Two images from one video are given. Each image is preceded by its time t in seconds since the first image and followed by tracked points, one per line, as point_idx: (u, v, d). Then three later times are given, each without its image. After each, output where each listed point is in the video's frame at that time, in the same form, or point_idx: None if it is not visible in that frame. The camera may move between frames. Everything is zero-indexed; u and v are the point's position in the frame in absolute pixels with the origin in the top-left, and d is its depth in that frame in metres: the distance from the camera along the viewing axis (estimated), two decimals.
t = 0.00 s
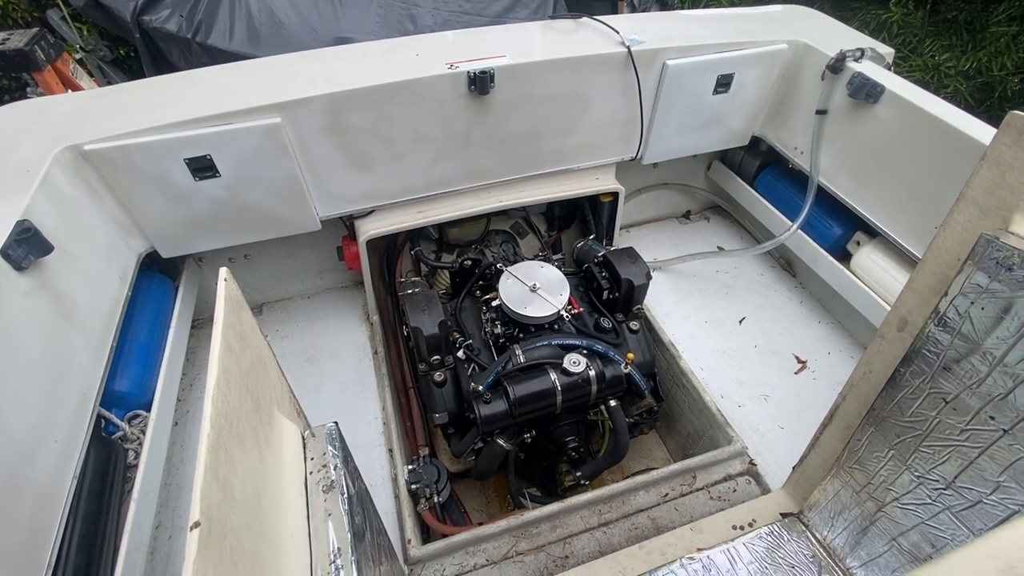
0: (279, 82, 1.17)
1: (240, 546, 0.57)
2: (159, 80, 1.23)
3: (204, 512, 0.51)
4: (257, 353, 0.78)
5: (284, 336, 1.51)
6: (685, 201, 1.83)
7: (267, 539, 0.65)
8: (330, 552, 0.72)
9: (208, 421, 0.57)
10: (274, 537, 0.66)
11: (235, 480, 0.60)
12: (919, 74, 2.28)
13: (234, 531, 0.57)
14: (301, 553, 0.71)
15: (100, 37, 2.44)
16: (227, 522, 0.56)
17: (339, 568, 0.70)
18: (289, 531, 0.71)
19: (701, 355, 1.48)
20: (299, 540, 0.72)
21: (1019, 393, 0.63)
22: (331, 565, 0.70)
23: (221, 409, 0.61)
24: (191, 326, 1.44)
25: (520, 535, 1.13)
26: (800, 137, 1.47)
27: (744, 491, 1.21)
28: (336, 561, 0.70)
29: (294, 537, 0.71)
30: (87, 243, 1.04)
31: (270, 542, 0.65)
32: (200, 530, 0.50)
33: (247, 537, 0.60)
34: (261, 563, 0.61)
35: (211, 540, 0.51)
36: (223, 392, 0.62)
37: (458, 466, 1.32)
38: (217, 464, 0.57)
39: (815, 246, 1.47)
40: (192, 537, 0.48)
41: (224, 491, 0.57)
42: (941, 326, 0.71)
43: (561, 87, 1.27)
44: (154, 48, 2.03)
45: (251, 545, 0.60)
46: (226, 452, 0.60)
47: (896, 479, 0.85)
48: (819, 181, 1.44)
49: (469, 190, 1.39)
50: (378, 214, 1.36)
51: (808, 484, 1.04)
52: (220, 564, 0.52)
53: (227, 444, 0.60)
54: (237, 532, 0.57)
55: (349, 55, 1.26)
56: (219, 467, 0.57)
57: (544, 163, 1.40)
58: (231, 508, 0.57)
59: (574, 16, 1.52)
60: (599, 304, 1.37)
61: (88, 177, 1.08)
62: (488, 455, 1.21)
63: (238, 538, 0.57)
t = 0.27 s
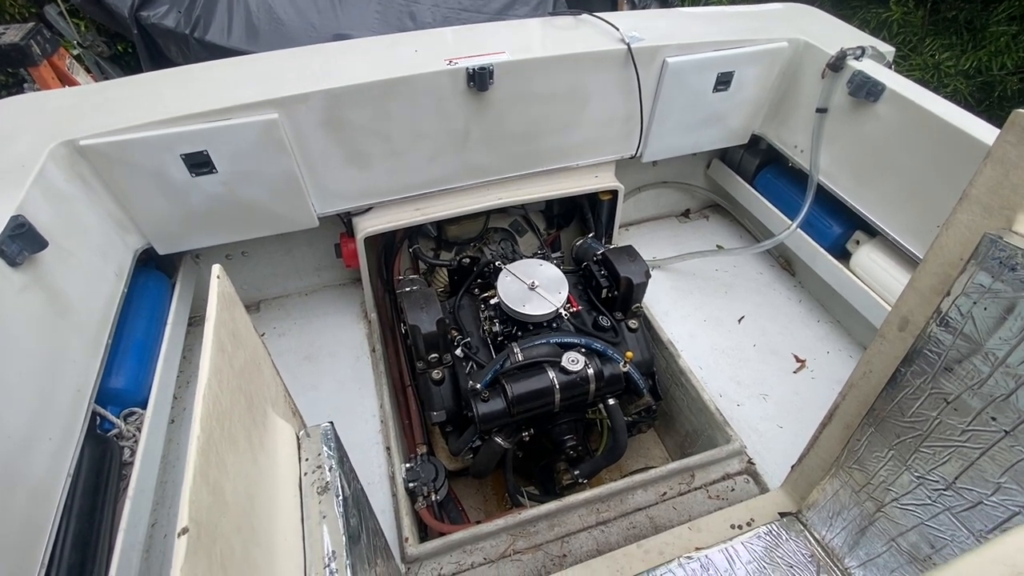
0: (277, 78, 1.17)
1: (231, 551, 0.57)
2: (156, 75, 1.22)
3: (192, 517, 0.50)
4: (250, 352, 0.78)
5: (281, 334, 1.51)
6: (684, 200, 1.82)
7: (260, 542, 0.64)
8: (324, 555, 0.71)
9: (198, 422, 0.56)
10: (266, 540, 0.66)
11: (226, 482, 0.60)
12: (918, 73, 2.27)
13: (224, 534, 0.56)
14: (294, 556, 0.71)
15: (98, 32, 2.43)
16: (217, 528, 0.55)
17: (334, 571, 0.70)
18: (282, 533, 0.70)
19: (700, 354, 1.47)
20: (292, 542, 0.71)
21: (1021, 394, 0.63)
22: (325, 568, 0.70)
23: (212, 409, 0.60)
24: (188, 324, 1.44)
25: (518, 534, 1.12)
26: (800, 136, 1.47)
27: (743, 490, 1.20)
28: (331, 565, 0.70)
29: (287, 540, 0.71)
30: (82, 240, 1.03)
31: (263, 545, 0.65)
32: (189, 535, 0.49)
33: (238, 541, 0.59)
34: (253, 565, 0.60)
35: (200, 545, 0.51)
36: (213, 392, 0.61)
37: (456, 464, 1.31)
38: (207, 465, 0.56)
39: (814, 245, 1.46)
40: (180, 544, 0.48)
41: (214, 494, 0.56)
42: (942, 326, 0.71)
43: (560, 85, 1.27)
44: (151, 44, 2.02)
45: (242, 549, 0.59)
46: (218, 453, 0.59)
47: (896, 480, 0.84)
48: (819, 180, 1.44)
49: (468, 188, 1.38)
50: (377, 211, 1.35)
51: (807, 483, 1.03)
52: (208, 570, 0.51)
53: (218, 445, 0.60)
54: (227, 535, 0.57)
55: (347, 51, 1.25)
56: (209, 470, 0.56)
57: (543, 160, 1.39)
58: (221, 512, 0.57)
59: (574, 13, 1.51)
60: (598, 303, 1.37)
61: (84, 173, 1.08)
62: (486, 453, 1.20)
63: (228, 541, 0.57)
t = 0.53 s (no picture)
0: (278, 77, 1.16)
1: (236, 550, 0.57)
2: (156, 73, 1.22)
3: (198, 516, 0.50)
4: (254, 351, 0.77)
5: (282, 333, 1.51)
6: (685, 200, 1.82)
7: (263, 541, 0.64)
8: (327, 555, 0.71)
9: (203, 421, 0.56)
10: (270, 539, 0.66)
11: (230, 482, 0.60)
12: (918, 74, 2.28)
13: (228, 534, 0.56)
14: (298, 554, 0.71)
15: (98, 30, 2.42)
16: (222, 527, 0.55)
17: (338, 571, 0.69)
18: (285, 533, 0.70)
19: (700, 354, 1.47)
20: (295, 542, 0.71)
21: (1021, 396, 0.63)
22: (328, 568, 0.70)
23: (216, 408, 0.60)
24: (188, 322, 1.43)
25: (518, 534, 1.13)
26: (801, 137, 1.47)
27: (743, 491, 1.20)
28: (334, 565, 0.70)
29: (291, 540, 0.71)
30: (82, 238, 1.03)
31: (266, 545, 0.65)
32: (195, 535, 0.49)
33: (243, 541, 0.59)
34: (256, 565, 0.60)
35: (206, 545, 0.51)
36: (218, 391, 0.61)
37: (456, 464, 1.32)
38: (212, 464, 0.56)
39: (815, 247, 1.46)
40: (187, 543, 0.48)
41: (218, 494, 0.56)
42: (943, 328, 0.71)
43: (562, 85, 1.27)
44: (151, 42, 2.02)
45: (246, 549, 0.59)
46: (222, 453, 0.59)
47: (896, 481, 0.85)
48: (820, 181, 1.44)
49: (469, 187, 1.38)
50: (377, 211, 1.35)
51: (807, 484, 1.03)
52: (214, 569, 0.51)
53: (222, 445, 0.60)
54: (231, 535, 0.57)
55: (348, 50, 1.25)
56: (214, 470, 0.56)
57: (544, 161, 1.39)
58: (225, 512, 0.57)
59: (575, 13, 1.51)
60: (598, 303, 1.37)
61: (84, 171, 1.08)
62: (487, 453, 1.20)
63: (233, 541, 0.57)
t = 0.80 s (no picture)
0: (279, 77, 1.16)
1: (236, 554, 0.56)
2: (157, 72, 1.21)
3: (198, 520, 0.50)
4: (254, 353, 0.77)
5: (281, 333, 1.50)
6: (685, 202, 1.82)
7: (263, 544, 0.64)
8: (327, 558, 0.71)
9: (204, 424, 0.56)
10: (269, 543, 0.66)
11: (231, 485, 0.60)
12: (920, 77, 2.28)
13: (228, 539, 0.56)
14: (298, 557, 0.70)
15: (98, 28, 2.41)
16: (222, 531, 0.55)
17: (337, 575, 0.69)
18: (285, 537, 0.70)
19: (700, 357, 1.47)
20: (295, 545, 0.71)
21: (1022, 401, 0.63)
22: (328, 572, 0.70)
23: (217, 411, 0.60)
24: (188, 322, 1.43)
25: (518, 536, 1.12)
26: (802, 140, 1.47)
27: (742, 494, 1.20)
28: (334, 569, 0.70)
29: (290, 544, 0.70)
30: (82, 238, 1.02)
31: (265, 548, 0.64)
32: (195, 539, 0.49)
33: (243, 544, 0.59)
34: (256, 568, 0.60)
35: (206, 549, 0.50)
36: (218, 393, 0.61)
37: (456, 466, 1.31)
38: (212, 467, 0.56)
39: (816, 250, 1.46)
40: (187, 547, 0.47)
41: (219, 498, 0.56)
42: (943, 332, 0.71)
43: (563, 86, 1.27)
44: (152, 40, 2.01)
45: (246, 552, 0.59)
46: (222, 456, 0.59)
47: (896, 485, 0.85)
48: (821, 184, 1.44)
49: (469, 189, 1.38)
50: (378, 212, 1.35)
51: (806, 488, 1.03)
52: (214, 573, 0.51)
53: (222, 448, 0.59)
54: (231, 539, 0.57)
55: (349, 51, 1.24)
56: (215, 473, 0.56)
57: (545, 162, 1.39)
58: (225, 516, 0.56)
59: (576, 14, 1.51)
60: (598, 305, 1.36)
61: (84, 170, 1.07)
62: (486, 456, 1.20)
63: (233, 545, 0.57)
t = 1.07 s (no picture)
0: (280, 77, 1.16)
1: (236, 554, 0.56)
2: (158, 71, 1.21)
3: (199, 521, 0.50)
4: (256, 353, 0.77)
5: (282, 333, 1.50)
6: (687, 204, 1.82)
7: (264, 545, 0.64)
8: (327, 559, 0.71)
9: (205, 423, 0.56)
10: (270, 543, 0.66)
11: (232, 485, 0.60)
12: (921, 80, 2.26)
13: (229, 539, 0.56)
14: (298, 557, 0.70)
15: (100, 27, 2.41)
16: (222, 530, 0.55)
17: None
18: (285, 537, 0.70)
19: (701, 358, 1.47)
20: (296, 546, 0.71)
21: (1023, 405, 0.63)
22: (328, 572, 0.69)
23: (218, 411, 0.60)
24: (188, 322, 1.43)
25: (517, 537, 1.12)
26: (804, 141, 1.47)
27: (742, 496, 1.20)
28: (333, 569, 0.70)
29: (291, 544, 0.70)
30: (83, 237, 1.02)
31: (265, 548, 0.64)
32: (196, 540, 0.49)
33: (243, 544, 0.59)
34: (257, 569, 0.60)
35: (206, 550, 0.50)
36: (219, 393, 0.61)
37: (455, 466, 1.31)
38: (213, 467, 0.56)
39: (817, 252, 1.46)
40: (188, 548, 0.47)
41: (220, 498, 0.56)
42: (944, 335, 0.70)
43: (564, 87, 1.27)
44: (154, 39, 2.02)
45: (247, 552, 0.59)
46: (223, 456, 0.59)
47: (896, 488, 0.84)
48: (822, 186, 1.44)
49: (470, 189, 1.38)
50: (379, 212, 1.35)
51: (806, 490, 1.03)
52: (215, 573, 0.51)
53: (223, 448, 0.59)
54: (232, 539, 0.56)
55: (351, 51, 1.24)
56: (215, 474, 0.56)
57: (546, 163, 1.39)
58: (226, 516, 0.56)
59: (578, 15, 1.51)
60: (599, 306, 1.36)
61: (85, 169, 1.07)
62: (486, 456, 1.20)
63: (234, 545, 0.57)
